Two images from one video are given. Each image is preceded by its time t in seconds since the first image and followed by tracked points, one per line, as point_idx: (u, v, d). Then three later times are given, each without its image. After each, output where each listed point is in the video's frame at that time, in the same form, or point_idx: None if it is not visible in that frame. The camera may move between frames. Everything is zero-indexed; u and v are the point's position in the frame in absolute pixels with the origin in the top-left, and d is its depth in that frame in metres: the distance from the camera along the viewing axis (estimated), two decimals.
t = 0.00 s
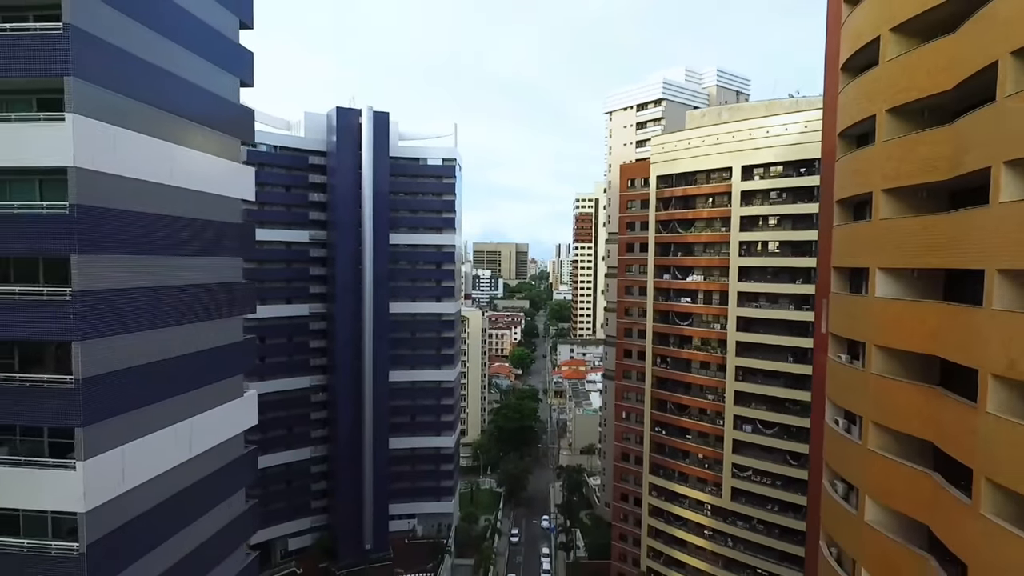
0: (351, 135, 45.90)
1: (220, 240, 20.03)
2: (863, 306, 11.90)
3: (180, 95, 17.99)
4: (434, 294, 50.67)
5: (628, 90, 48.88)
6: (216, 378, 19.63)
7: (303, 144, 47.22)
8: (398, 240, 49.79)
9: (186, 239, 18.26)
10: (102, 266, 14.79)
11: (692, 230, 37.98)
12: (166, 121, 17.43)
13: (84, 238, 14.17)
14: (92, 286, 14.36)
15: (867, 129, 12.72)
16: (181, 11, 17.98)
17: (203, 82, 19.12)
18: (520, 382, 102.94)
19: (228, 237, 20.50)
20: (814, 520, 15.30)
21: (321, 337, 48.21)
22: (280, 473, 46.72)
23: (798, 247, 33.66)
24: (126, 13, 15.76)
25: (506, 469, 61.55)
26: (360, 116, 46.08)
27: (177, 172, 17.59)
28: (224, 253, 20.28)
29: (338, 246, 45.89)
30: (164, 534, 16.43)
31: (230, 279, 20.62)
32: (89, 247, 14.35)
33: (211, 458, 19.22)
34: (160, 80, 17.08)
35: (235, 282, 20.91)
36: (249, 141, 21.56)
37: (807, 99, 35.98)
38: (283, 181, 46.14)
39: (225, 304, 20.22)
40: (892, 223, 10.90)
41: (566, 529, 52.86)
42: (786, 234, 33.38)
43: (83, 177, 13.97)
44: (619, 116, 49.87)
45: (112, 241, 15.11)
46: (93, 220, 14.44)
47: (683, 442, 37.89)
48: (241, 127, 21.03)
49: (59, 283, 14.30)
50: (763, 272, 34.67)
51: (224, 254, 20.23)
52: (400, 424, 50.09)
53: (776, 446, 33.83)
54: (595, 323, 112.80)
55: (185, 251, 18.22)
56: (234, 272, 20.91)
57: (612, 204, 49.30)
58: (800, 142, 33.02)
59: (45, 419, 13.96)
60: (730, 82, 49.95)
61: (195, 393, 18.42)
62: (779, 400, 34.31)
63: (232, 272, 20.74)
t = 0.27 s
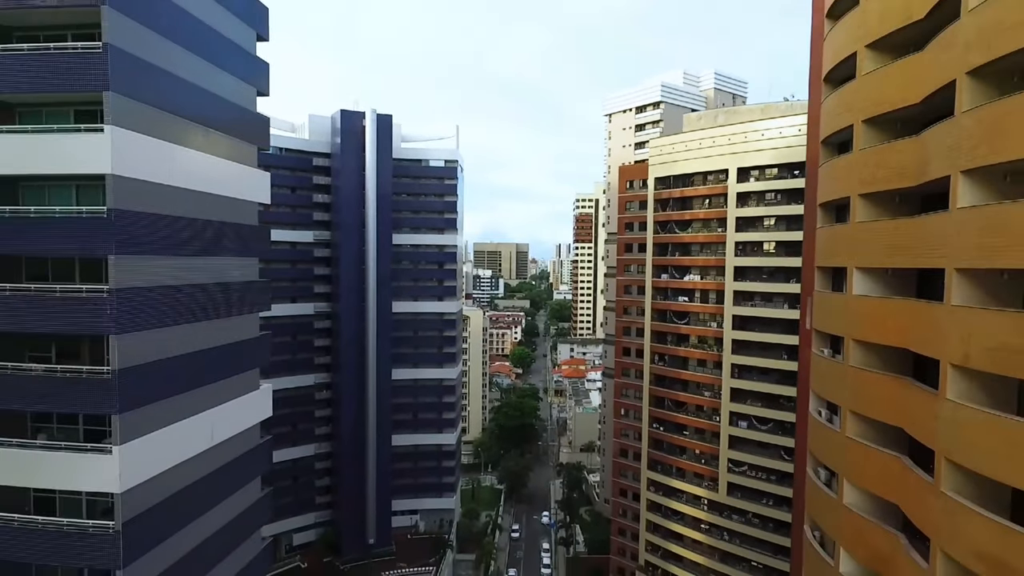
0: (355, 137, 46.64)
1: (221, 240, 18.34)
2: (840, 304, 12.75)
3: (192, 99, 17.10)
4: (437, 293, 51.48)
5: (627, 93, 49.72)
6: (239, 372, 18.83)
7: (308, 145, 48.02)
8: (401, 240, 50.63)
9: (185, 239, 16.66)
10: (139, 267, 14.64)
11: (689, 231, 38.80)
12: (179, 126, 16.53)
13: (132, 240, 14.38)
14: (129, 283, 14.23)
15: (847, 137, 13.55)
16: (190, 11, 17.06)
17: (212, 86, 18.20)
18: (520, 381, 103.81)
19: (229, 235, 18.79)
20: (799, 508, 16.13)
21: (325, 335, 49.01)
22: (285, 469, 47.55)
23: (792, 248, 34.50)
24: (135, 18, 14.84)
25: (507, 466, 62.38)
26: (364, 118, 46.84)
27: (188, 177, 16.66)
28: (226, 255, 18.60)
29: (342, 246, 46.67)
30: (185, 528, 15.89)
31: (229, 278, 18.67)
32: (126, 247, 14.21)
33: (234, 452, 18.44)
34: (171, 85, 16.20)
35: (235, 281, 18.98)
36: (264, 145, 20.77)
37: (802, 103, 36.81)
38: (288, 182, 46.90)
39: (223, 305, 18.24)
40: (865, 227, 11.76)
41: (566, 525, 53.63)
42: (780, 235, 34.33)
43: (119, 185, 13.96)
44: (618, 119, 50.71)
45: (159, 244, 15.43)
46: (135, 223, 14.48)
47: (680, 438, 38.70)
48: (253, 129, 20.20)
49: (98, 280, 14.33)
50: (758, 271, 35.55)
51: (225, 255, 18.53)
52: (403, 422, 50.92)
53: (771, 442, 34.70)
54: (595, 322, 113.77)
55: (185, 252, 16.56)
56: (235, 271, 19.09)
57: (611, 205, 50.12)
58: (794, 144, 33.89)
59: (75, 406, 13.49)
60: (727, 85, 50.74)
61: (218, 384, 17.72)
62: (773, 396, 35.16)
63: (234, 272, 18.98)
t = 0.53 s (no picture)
0: (358, 139, 47.38)
1: (221, 241, 17.63)
2: (824, 301, 13.41)
3: (209, 106, 17.35)
4: (438, 293, 52.17)
5: (626, 95, 50.44)
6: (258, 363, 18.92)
7: (312, 147, 48.73)
8: (403, 240, 51.34)
9: (186, 240, 16.13)
10: (167, 267, 15.29)
11: (687, 232, 39.50)
12: (197, 132, 16.73)
13: (161, 243, 15.06)
14: (155, 283, 14.80)
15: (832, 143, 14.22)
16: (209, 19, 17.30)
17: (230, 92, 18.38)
18: (520, 380, 104.55)
19: (231, 235, 18.11)
20: (787, 497, 16.83)
21: (328, 334, 49.69)
22: (289, 466, 48.27)
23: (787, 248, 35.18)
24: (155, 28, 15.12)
25: (508, 464, 63.13)
26: (367, 120, 47.58)
27: (203, 181, 16.82)
28: (226, 255, 17.85)
29: (345, 246, 47.33)
30: (207, 512, 16.06)
31: (225, 278, 17.73)
32: (153, 250, 14.83)
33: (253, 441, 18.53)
34: (188, 92, 16.39)
35: (231, 280, 18.01)
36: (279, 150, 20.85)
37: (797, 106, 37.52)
38: (293, 183, 47.62)
39: (221, 306, 17.36)
40: (848, 228, 12.42)
41: (566, 521, 54.33)
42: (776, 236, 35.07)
43: (148, 188, 14.56)
44: (617, 120, 51.43)
45: (186, 247, 16.03)
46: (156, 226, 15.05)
47: (678, 435, 39.39)
48: (270, 135, 20.33)
49: (125, 280, 15.08)
50: (754, 271, 36.30)
51: (227, 254, 17.86)
52: (405, 420, 51.63)
53: (766, 438, 35.45)
54: (594, 322, 114.63)
55: (185, 253, 16.02)
56: (232, 271, 18.18)
57: (610, 206, 50.84)
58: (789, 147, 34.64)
59: (104, 398, 13.96)
60: (725, 87, 51.43)
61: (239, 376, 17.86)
62: (769, 394, 35.90)
63: (232, 272, 18.12)
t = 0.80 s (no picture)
0: (361, 141, 48.21)
1: (221, 241, 17.21)
2: (809, 300, 14.22)
3: (231, 116, 18.05)
4: (440, 293, 52.99)
5: (625, 98, 51.32)
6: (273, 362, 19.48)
7: (316, 149, 49.56)
8: (406, 241, 52.16)
9: (187, 240, 15.81)
10: (191, 267, 15.91)
11: (684, 232, 40.31)
12: (206, 134, 16.76)
13: (184, 245, 15.66)
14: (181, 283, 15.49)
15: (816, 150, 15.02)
16: (231, 33, 18.02)
17: (240, 97, 18.54)
18: (521, 380, 105.40)
19: (228, 235, 17.56)
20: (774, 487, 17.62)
21: (332, 333, 50.48)
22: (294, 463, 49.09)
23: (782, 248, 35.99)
24: (181, 43, 15.91)
25: (508, 461, 63.95)
26: (370, 123, 48.43)
27: (203, 181, 16.44)
28: (226, 255, 17.41)
29: (349, 246, 48.11)
30: (225, 499, 16.74)
31: (228, 278, 17.46)
32: (178, 251, 15.47)
33: (265, 435, 19.00)
34: (185, 91, 15.98)
35: (233, 281, 17.74)
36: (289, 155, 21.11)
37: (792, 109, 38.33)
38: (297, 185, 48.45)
39: (222, 306, 17.04)
40: (829, 231, 13.23)
41: (565, 518, 55.03)
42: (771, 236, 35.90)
43: (175, 193, 15.24)
44: (616, 123, 52.28)
45: (200, 248, 16.27)
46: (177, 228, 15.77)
47: (676, 432, 40.16)
48: (285, 142, 20.96)
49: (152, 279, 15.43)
50: (750, 271, 37.12)
51: (225, 255, 17.35)
52: (407, 417, 52.44)
53: (762, 435, 36.28)
54: (594, 322, 115.49)
55: (186, 253, 15.73)
56: (235, 271, 17.86)
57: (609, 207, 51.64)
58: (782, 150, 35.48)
59: (128, 388, 14.68)
60: (723, 90, 52.25)
61: (253, 371, 18.44)
62: (764, 391, 36.71)
63: (233, 272, 17.71)
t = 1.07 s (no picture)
0: (364, 143, 48.85)
1: (219, 241, 16.68)
2: (795, 299, 14.92)
3: (249, 125, 18.38)
4: (442, 293, 53.71)
5: (624, 100, 52.06)
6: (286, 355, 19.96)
7: (319, 150, 50.23)
8: (408, 241, 52.86)
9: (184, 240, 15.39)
10: (211, 265, 16.36)
11: (682, 233, 40.97)
12: (211, 137, 16.51)
13: (208, 246, 16.16)
14: (204, 281, 16.01)
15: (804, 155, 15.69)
16: (247, 44, 18.21)
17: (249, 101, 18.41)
18: (521, 379, 106.12)
19: (227, 236, 17.01)
20: (765, 478, 18.30)
21: (335, 332, 51.12)
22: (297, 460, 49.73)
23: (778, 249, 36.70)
24: (201, 57, 16.15)
25: (509, 459, 64.66)
26: (373, 125, 49.08)
27: (206, 182, 16.14)
28: (224, 255, 16.87)
29: (352, 247, 48.72)
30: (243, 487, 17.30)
31: (228, 278, 17.05)
32: (200, 251, 15.92)
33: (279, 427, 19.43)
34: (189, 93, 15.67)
35: (234, 281, 17.34)
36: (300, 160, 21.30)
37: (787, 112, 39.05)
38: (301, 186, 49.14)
39: (222, 306, 16.66)
40: (815, 233, 13.92)
41: (564, 514, 55.42)
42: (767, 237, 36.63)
43: (196, 199, 15.68)
44: (615, 125, 53.01)
45: (197, 248, 15.86)
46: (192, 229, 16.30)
47: (674, 429, 40.82)
48: (297, 147, 21.17)
49: (171, 277, 15.88)
50: (747, 271, 37.82)
51: (224, 255, 16.84)
52: (409, 416, 53.13)
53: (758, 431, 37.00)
54: (594, 322, 116.22)
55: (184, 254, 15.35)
56: (235, 271, 17.42)
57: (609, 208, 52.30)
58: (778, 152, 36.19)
59: (150, 381, 15.24)
60: (721, 92, 52.95)
61: (268, 364, 18.91)
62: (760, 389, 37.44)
63: (232, 272, 17.25)
